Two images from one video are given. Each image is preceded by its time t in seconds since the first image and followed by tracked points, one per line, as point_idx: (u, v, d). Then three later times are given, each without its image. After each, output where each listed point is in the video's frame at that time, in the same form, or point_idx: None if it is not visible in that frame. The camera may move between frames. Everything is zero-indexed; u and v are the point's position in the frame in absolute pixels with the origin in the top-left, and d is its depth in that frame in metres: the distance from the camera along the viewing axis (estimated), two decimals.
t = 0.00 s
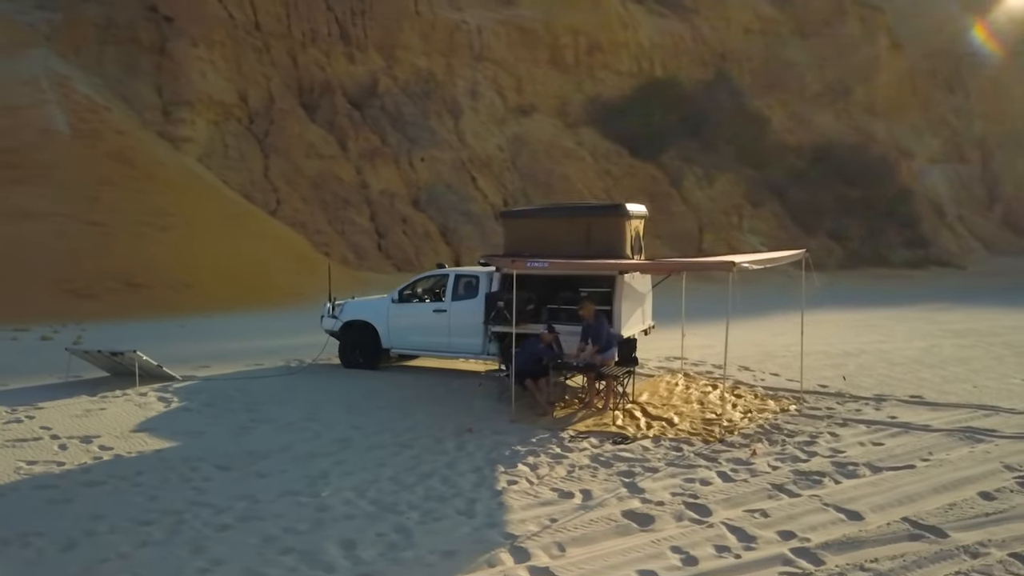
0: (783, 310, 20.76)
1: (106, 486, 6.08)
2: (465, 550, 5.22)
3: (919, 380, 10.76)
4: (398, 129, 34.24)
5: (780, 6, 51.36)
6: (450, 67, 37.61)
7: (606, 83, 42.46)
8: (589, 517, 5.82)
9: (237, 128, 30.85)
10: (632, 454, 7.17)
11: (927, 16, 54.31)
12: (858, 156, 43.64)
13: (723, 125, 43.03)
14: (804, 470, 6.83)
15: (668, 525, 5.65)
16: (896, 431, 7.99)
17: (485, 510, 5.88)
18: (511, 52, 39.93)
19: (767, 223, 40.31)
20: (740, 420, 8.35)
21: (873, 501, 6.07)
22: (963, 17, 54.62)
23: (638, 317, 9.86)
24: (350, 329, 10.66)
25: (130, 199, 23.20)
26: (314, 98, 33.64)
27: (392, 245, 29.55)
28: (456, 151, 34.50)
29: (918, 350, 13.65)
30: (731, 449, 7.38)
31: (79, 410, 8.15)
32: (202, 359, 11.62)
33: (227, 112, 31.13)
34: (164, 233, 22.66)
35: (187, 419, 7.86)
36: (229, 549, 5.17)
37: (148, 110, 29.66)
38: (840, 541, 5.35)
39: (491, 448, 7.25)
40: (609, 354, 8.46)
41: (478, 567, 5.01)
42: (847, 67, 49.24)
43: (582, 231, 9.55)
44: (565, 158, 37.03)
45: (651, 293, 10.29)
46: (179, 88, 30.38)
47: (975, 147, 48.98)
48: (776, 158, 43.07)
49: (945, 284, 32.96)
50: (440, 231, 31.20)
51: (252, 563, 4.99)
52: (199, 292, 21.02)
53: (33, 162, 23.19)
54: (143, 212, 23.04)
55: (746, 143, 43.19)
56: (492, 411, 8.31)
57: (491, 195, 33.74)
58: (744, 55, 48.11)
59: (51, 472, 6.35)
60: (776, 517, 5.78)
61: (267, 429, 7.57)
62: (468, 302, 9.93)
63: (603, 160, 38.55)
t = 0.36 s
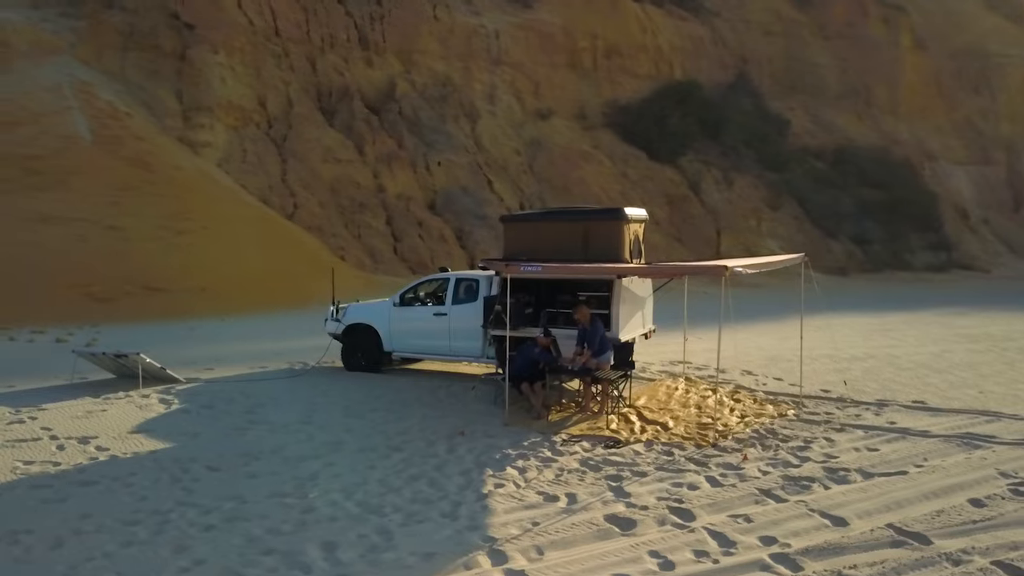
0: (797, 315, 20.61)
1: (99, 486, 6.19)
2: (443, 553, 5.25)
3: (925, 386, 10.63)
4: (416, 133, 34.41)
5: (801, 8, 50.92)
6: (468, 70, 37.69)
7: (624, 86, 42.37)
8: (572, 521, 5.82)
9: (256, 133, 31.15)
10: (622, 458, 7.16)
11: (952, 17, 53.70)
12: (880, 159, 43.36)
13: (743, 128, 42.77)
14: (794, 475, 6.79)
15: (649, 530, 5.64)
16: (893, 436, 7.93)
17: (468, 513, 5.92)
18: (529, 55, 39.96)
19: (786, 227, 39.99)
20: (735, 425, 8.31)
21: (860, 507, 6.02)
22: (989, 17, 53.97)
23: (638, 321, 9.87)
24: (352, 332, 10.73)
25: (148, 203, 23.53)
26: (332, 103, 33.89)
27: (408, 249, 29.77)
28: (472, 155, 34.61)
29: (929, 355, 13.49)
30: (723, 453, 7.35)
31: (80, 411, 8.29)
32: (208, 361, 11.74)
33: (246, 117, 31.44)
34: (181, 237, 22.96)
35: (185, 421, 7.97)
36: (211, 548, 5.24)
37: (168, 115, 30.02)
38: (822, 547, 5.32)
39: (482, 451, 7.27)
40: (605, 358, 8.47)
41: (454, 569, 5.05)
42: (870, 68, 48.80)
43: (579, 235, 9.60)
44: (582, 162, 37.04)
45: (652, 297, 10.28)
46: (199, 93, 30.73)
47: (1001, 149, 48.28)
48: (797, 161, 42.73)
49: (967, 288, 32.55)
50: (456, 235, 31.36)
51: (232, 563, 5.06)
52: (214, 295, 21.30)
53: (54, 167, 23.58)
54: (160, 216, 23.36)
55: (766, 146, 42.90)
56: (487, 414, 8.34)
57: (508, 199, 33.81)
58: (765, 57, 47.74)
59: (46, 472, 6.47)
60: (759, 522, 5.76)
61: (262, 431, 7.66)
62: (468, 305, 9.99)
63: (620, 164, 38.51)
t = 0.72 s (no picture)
0: (810, 320, 20.46)
1: (91, 486, 6.30)
2: (421, 555, 5.29)
3: (931, 391, 10.51)
4: (433, 138, 34.60)
5: (824, 9, 50.46)
6: (486, 75, 37.78)
7: (643, 89, 42.24)
8: (554, 524, 5.84)
9: (275, 138, 31.47)
10: (612, 462, 7.17)
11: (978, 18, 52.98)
12: (903, 162, 42.88)
13: (763, 131, 42.48)
14: (784, 480, 6.75)
15: (631, 534, 5.64)
16: (890, 442, 7.85)
17: (452, 515, 5.95)
18: (547, 59, 39.99)
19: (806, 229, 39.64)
20: (731, 429, 8.28)
21: (846, 513, 5.98)
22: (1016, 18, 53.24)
23: (638, 325, 9.82)
24: (356, 335, 10.81)
25: (167, 208, 23.87)
26: (350, 107, 34.10)
27: (424, 253, 29.97)
28: (489, 159, 34.74)
29: (941, 360, 13.33)
30: (714, 458, 7.33)
31: (83, 412, 8.44)
32: (216, 364, 11.88)
33: (265, 122, 31.76)
34: (199, 240, 23.30)
35: (185, 422, 8.09)
36: (194, 548, 5.32)
37: (188, 121, 30.40)
38: (802, 554, 5.29)
39: (473, 454, 7.31)
40: (601, 362, 8.53)
41: (430, 571, 5.08)
42: (894, 70, 48.30)
43: (578, 238, 9.57)
44: (600, 165, 37.05)
45: (653, 301, 10.23)
46: (219, 98, 31.09)
47: None
48: (818, 163, 42.35)
49: (989, 293, 32.10)
50: (472, 239, 31.49)
51: (213, 562, 5.13)
52: (229, 299, 21.65)
53: (75, 171, 23.96)
54: (179, 220, 23.70)
55: (787, 148, 42.57)
56: (482, 417, 8.38)
57: (524, 204, 33.91)
58: (786, 59, 47.35)
59: (42, 471, 6.60)
60: (741, 527, 5.74)
61: (258, 433, 7.75)
62: (468, 309, 10.02)
63: (638, 167, 38.43)
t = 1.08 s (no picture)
0: (824, 325, 20.33)
1: (87, 485, 6.43)
2: (402, 555, 5.36)
3: (937, 396, 10.41)
4: (451, 142, 34.78)
5: (847, 10, 49.99)
6: (505, 79, 37.89)
7: (662, 92, 42.09)
8: (538, 526, 5.88)
9: (294, 142, 31.77)
10: (603, 466, 7.19)
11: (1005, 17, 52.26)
12: (927, 164, 42.38)
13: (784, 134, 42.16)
14: (773, 485, 6.73)
15: (612, 537, 5.67)
16: (886, 448, 7.79)
17: (436, 517, 6.01)
18: (566, 62, 40.02)
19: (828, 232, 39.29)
20: (726, 434, 8.26)
21: (831, 518, 5.95)
22: None
23: (637, 329, 9.82)
24: (359, 338, 10.91)
25: (186, 213, 24.21)
26: (369, 112, 34.35)
27: (440, 256, 30.23)
28: (507, 163, 34.92)
29: (951, 365, 13.20)
30: (705, 462, 7.33)
31: (88, 413, 8.60)
32: (223, 366, 12.02)
33: (284, 127, 32.07)
34: (217, 245, 23.63)
35: (184, 424, 8.22)
36: (180, 547, 5.43)
37: (209, 126, 30.74)
38: (781, 558, 5.29)
39: (465, 457, 7.36)
40: (597, 365, 8.57)
41: (409, 572, 5.14)
42: (918, 71, 47.76)
43: (579, 242, 9.60)
44: (618, 169, 37.06)
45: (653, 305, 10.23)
46: (239, 104, 31.39)
47: None
48: (840, 166, 41.94)
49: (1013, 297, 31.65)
50: (489, 242, 31.69)
51: (198, 561, 5.22)
52: (246, 302, 21.95)
53: (96, 176, 24.34)
54: (197, 224, 24.03)
55: (808, 150, 42.21)
56: (478, 420, 8.43)
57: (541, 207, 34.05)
58: (809, 61, 46.94)
59: (41, 471, 6.75)
60: (723, 531, 5.73)
61: (254, 435, 7.86)
62: (470, 312, 10.09)
63: (657, 170, 38.33)
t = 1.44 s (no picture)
0: (838, 328, 20.26)
1: (85, 484, 6.60)
2: (384, 555, 5.45)
3: (942, 400, 10.33)
4: (470, 146, 35.01)
5: (872, 11, 49.49)
6: (525, 83, 38.04)
7: (683, 94, 41.95)
8: (521, 528, 5.94)
9: (315, 147, 32.11)
10: (593, 468, 7.23)
11: None
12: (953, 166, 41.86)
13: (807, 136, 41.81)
14: (761, 489, 6.73)
15: (594, 539, 5.71)
16: (883, 452, 7.74)
17: (422, 519, 6.09)
18: (586, 66, 40.06)
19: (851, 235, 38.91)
20: (722, 437, 8.25)
21: (816, 522, 5.95)
22: None
23: (636, 333, 9.82)
24: (365, 341, 11.04)
25: (207, 217, 24.58)
26: (390, 117, 34.64)
27: (458, 260, 30.59)
28: (526, 167, 35.16)
29: (961, 369, 13.10)
30: (697, 465, 7.33)
31: (95, 414, 8.81)
32: (234, 368, 12.21)
33: (306, 132, 32.39)
34: (237, 248, 23.99)
35: (188, 424, 8.40)
36: (168, 544, 5.56)
37: (232, 132, 31.06)
38: (759, 562, 5.30)
39: (458, 459, 7.43)
40: (593, 368, 8.59)
41: (389, 571, 5.23)
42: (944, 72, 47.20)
43: (578, 247, 9.63)
44: (639, 172, 37.08)
45: (654, 309, 10.26)
46: (262, 109, 31.67)
47: None
48: (864, 168, 41.53)
49: None
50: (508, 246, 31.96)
51: (183, 559, 5.34)
52: (265, 305, 22.30)
53: (120, 182, 24.77)
54: (218, 228, 24.39)
55: (832, 152, 41.84)
56: (475, 423, 8.51)
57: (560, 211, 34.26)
58: (832, 63, 46.51)
59: (43, 469, 6.93)
60: (704, 534, 5.76)
61: (255, 436, 8.01)
62: (472, 316, 10.17)
63: (678, 173, 38.25)
